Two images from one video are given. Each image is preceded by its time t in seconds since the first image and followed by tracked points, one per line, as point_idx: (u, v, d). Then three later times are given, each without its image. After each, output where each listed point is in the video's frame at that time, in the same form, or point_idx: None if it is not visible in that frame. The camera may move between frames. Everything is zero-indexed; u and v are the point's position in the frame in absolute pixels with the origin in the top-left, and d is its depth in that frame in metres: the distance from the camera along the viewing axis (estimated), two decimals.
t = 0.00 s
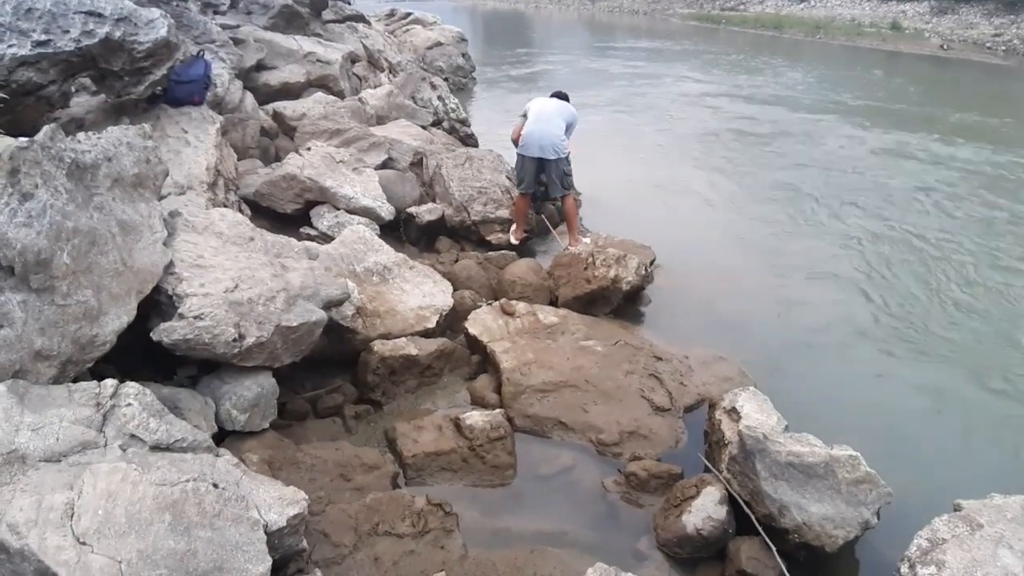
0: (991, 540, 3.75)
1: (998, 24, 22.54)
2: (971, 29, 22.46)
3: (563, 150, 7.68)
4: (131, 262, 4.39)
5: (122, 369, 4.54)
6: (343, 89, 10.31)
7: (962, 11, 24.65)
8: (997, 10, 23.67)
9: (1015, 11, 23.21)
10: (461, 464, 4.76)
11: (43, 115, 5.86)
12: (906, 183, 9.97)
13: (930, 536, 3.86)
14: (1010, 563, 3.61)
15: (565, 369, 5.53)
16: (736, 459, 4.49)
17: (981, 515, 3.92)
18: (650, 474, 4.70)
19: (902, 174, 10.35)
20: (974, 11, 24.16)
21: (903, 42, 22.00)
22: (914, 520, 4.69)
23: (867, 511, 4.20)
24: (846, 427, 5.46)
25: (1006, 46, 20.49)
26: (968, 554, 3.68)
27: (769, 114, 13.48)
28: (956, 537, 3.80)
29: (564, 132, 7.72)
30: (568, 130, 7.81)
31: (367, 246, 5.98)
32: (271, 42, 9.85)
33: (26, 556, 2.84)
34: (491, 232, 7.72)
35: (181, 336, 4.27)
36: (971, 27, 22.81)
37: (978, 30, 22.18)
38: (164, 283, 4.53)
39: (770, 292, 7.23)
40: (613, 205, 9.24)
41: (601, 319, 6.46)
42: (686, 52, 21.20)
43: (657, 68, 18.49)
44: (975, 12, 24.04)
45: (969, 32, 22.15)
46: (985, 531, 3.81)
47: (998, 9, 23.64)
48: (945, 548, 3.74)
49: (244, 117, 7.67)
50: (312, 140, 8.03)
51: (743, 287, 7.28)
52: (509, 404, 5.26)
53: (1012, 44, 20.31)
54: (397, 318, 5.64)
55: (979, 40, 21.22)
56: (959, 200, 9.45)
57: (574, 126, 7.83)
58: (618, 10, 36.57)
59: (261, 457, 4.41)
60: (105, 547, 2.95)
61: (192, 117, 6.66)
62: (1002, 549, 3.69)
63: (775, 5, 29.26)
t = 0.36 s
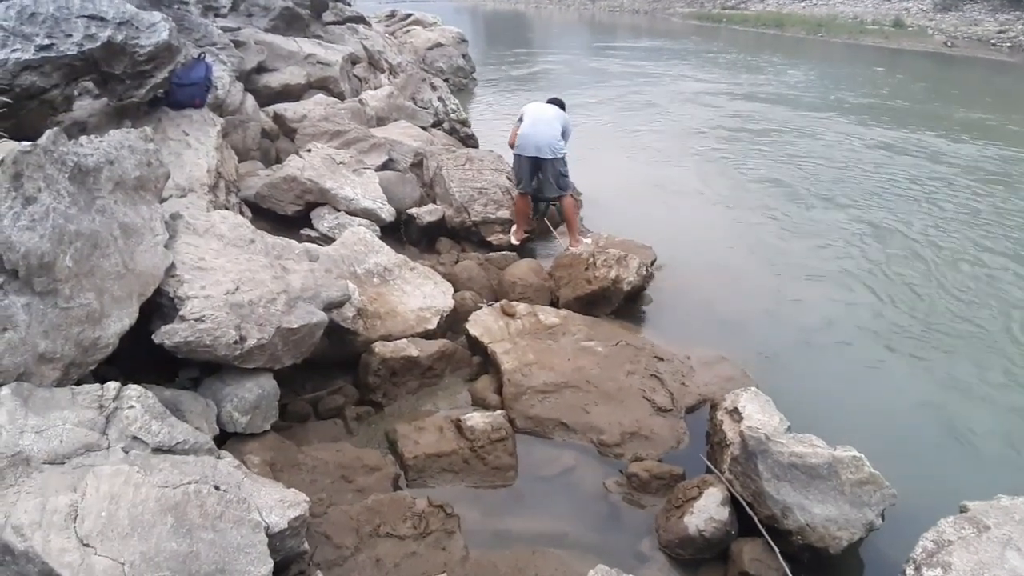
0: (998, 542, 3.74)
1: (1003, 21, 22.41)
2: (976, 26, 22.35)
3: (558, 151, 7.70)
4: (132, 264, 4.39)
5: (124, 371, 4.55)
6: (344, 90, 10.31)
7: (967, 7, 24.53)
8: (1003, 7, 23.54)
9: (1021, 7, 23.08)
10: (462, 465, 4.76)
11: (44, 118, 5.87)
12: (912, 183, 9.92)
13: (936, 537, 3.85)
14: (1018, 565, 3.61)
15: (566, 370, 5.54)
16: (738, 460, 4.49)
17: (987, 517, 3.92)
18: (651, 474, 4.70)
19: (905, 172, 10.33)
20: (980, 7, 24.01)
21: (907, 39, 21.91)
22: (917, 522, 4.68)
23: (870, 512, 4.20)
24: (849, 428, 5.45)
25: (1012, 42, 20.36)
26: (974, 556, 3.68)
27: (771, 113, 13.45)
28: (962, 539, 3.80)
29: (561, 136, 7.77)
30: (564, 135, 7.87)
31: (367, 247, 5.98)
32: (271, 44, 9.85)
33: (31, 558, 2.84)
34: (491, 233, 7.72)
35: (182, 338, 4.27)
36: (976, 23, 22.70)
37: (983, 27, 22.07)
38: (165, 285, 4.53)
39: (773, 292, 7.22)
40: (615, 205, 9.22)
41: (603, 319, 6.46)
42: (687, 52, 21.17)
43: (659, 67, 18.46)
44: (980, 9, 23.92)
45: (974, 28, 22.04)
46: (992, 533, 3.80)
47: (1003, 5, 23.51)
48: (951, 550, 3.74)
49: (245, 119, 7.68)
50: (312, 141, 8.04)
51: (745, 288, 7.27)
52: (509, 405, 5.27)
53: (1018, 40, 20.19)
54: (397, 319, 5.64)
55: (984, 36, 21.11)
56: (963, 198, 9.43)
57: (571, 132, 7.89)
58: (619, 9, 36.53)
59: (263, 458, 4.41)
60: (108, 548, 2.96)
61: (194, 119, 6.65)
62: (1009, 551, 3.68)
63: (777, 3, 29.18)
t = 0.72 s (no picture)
0: (1001, 541, 3.74)
1: (1005, 18, 22.36)
2: (977, 23, 22.31)
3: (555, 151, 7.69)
4: (133, 265, 4.39)
5: (125, 371, 4.55)
6: (344, 91, 10.31)
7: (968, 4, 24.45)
8: (1004, 4, 23.48)
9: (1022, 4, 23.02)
10: (463, 465, 4.76)
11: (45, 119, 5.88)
12: (914, 182, 9.90)
13: (939, 537, 3.85)
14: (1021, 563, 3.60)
15: (567, 369, 5.54)
16: (739, 460, 4.49)
17: (991, 517, 3.92)
18: (652, 474, 4.69)
19: (907, 171, 10.31)
20: (981, 4, 23.94)
21: (907, 38, 21.88)
22: (919, 522, 4.68)
23: (873, 511, 4.20)
24: (851, 427, 5.45)
25: (1013, 40, 20.31)
26: (978, 555, 3.68)
27: (771, 111, 13.44)
28: (965, 538, 3.80)
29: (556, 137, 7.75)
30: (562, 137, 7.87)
31: (368, 248, 5.98)
32: (271, 45, 9.85)
33: (33, 559, 2.84)
34: (491, 233, 7.72)
35: (183, 339, 4.27)
36: (977, 21, 22.65)
37: (985, 24, 22.02)
38: (166, 286, 4.53)
39: (775, 291, 7.22)
40: (616, 205, 9.21)
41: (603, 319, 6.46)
42: (687, 50, 21.16)
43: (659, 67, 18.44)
44: (981, 6, 23.86)
45: (975, 26, 21.98)
46: (996, 532, 3.80)
47: (1005, 2, 23.45)
48: (954, 549, 3.74)
49: (245, 120, 7.68)
50: (312, 142, 8.04)
51: (746, 287, 7.27)
52: (510, 405, 5.27)
53: (1019, 37, 20.14)
54: (398, 319, 5.64)
55: (985, 34, 21.06)
56: (965, 197, 9.41)
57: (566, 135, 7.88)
58: (619, 9, 36.50)
59: (264, 458, 4.41)
60: (110, 549, 2.95)
61: (194, 120, 6.65)
62: (1013, 550, 3.68)
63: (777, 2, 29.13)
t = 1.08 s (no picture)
0: (1001, 541, 3.74)
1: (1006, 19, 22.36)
2: (978, 24, 22.30)
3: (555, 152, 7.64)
4: (135, 264, 4.39)
5: (127, 371, 4.55)
6: (345, 91, 10.31)
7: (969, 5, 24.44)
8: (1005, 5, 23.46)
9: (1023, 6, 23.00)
10: (465, 465, 4.76)
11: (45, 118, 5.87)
12: (916, 182, 9.89)
13: (939, 536, 3.85)
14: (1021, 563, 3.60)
15: (568, 369, 5.53)
16: (741, 460, 4.49)
17: (991, 516, 3.91)
18: (654, 474, 4.69)
19: (908, 171, 10.30)
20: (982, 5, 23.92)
21: (908, 40, 21.88)
22: (919, 522, 4.67)
23: (874, 511, 4.20)
24: (851, 427, 5.45)
25: (1014, 41, 20.28)
26: (977, 554, 3.67)
27: (773, 112, 13.43)
28: (965, 538, 3.80)
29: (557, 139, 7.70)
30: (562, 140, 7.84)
31: (370, 248, 5.99)
32: (273, 45, 9.85)
33: (34, 558, 2.85)
34: (493, 233, 7.72)
35: (185, 338, 4.27)
36: (978, 22, 22.63)
37: (986, 25, 22.01)
38: (167, 285, 4.53)
39: (776, 291, 7.22)
40: (618, 205, 9.20)
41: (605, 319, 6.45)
42: (688, 51, 21.16)
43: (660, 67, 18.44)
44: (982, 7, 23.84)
45: (976, 27, 21.96)
46: (995, 531, 3.80)
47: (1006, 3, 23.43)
48: (954, 549, 3.73)
49: (247, 120, 7.68)
50: (314, 141, 8.04)
51: (747, 287, 7.27)
52: (512, 405, 5.26)
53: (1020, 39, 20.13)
54: (400, 319, 5.64)
55: (986, 36, 21.05)
56: (966, 198, 9.40)
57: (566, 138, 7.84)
58: (620, 10, 36.50)
59: (266, 458, 4.41)
60: (111, 548, 2.95)
61: (196, 120, 6.66)
62: (1012, 550, 3.67)
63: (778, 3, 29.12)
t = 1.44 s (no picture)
0: (1000, 541, 3.73)
1: (1007, 21, 22.37)
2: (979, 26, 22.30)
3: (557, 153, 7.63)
4: (136, 263, 4.39)
5: (128, 370, 4.56)
6: (347, 91, 10.32)
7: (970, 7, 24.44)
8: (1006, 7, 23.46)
9: None
10: (466, 464, 4.76)
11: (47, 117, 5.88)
12: (916, 183, 9.89)
13: (938, 537, 3.85)
14: (1020, 563, 3.60)
15: (569, 370, 5.54)
16: (742, 460, 4.49)
17: (990, 516, 3.91)
18: (655, 474, 4.69)
19: (909, 172, 10.30)
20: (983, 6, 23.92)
21: (909, 41, 21.89)
22: (918, 522, 4.67)
23: (874, 511, 4.20)
24: (851, 428, 5.45)
25: (1014, 44, 20.28)
26: (976, 554, 3.67)
27: (775, 113, 13.43)
28: (965, 538, 3.80)
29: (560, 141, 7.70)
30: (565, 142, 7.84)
31: (371, 248, 5.99)
32: (275, 45, 9.87)
33: (35, 556, 2.85)
34: (495, 233, 7.72)
35: (186, 338, 4.28)
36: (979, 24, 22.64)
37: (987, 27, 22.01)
38: (169, 284, 4.53)
39: (776, 291, 7.22)
40: (619, 205, 9.21)
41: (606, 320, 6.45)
42: (689, 52, 21.18)
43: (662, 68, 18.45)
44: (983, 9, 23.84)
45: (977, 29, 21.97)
46: (994, 532, 3.80)
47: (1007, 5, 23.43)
48: (953, 549, 3.73)
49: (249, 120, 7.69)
50: (316, 141, 8.05)
51: (748, 287, 7.28)
52: (513, 405, 5.27)
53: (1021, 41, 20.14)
54: (401, 319, 5.65)
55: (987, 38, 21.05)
56: (967, 199, 9.39)
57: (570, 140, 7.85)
58: (622, 11, 36.53)
59: (267, 457, 4.41)
60: (112, 546, 2.96)
61: (197, 119, 6.67)
62: (1011, 550, 3.67)
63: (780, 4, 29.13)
